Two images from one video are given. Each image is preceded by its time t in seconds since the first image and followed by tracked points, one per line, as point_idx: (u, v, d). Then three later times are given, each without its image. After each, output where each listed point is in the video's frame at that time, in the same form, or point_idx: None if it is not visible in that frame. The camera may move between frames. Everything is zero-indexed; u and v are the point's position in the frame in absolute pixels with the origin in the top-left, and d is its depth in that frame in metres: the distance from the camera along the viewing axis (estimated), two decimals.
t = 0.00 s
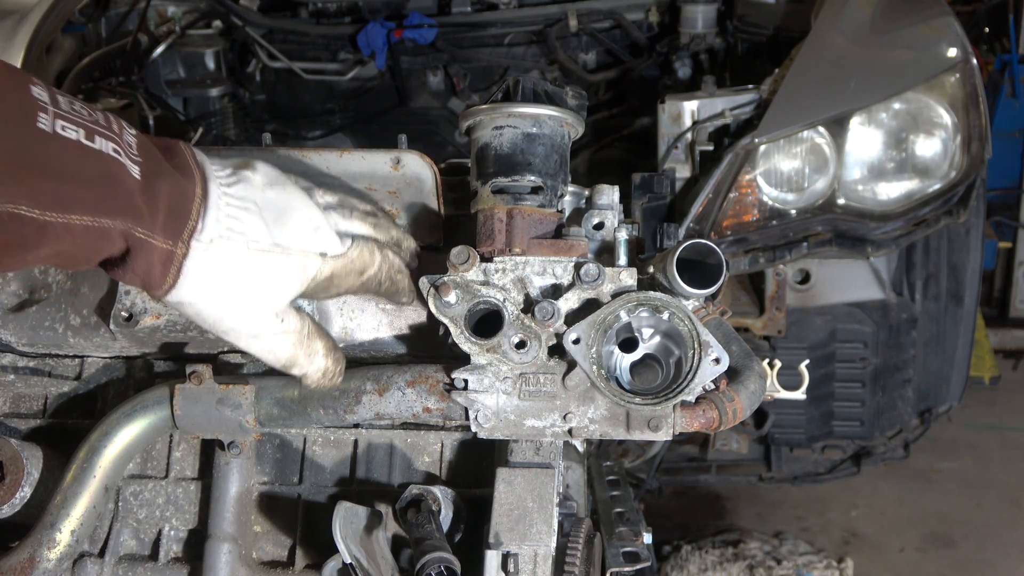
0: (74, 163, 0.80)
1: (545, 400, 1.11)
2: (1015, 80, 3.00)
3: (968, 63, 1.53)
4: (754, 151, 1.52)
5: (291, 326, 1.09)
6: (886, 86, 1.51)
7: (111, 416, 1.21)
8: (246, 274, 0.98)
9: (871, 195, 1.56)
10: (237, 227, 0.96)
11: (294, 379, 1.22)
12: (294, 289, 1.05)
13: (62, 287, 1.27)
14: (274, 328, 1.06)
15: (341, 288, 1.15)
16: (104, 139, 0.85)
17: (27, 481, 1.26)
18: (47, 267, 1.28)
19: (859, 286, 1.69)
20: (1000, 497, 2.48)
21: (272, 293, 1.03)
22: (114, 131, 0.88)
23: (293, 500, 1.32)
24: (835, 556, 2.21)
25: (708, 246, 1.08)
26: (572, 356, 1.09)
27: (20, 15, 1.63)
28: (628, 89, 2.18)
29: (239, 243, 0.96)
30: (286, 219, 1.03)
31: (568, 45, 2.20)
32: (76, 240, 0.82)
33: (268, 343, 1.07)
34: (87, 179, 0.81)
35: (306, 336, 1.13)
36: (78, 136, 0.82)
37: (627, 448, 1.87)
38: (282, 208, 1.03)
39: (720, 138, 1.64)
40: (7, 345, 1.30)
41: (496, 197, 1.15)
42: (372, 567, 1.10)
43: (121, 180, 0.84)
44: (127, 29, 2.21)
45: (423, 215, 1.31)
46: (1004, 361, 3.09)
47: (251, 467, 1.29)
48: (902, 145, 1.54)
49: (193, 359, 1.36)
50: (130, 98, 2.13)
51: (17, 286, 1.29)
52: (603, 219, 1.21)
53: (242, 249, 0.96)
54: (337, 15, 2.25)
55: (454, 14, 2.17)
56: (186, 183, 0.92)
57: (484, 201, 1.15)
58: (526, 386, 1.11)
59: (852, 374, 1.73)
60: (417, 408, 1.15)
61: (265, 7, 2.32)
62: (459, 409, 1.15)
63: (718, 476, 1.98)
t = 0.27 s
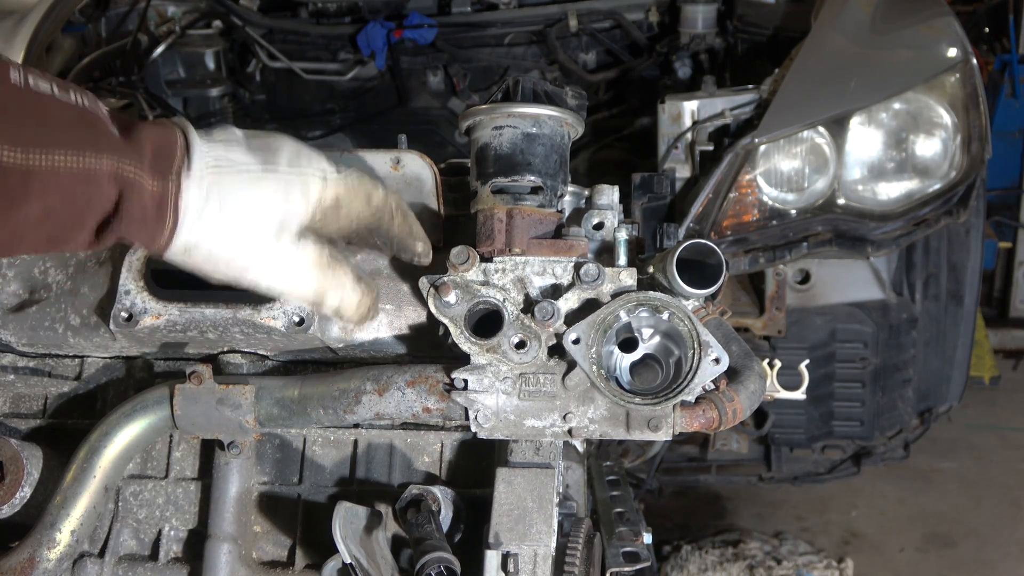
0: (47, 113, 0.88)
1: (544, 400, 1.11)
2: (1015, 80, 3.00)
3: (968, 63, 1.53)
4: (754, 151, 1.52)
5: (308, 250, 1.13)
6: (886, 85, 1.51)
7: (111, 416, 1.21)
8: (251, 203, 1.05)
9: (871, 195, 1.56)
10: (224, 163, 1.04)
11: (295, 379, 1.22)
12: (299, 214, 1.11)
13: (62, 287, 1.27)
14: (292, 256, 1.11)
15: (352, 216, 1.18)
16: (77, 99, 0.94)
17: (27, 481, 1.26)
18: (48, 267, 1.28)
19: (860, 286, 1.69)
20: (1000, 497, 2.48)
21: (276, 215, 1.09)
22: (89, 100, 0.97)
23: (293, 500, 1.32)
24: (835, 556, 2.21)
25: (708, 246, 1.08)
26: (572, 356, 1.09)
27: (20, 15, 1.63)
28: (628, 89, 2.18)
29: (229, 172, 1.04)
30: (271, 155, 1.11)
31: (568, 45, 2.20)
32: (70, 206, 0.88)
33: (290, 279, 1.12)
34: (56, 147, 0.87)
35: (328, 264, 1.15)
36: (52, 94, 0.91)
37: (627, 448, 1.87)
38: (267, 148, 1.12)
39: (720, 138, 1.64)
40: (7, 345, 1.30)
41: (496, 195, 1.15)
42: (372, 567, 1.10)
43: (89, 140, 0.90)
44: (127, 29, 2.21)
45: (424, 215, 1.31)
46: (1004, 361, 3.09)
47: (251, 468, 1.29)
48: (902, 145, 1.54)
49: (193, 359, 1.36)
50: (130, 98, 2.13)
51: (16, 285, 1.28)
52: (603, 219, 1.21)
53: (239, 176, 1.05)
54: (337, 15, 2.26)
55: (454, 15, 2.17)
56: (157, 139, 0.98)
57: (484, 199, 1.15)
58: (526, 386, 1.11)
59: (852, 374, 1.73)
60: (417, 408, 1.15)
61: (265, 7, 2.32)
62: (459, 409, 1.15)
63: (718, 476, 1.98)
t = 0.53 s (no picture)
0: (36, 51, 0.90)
1: (545, 400, 1.11)
2: (1015, 80, 3.00)
3: (968, 63, 1.53)
4: (754, 152, 1.52)
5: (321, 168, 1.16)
6: (887, 85, 1.51)
7: (111, 416, 1.21)
8: (240, 117, 1.03)
9: (871, 195, 1.56)
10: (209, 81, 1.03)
11: (294, 379, 1.22)
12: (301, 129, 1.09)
13: (62, 287, 1.27)
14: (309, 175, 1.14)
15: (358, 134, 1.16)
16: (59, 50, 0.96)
17: (27, 481, 1.26)
18: (48, 268, 1.28)
19: (860, 286, 1.69)
20: (1000, 497, 2.48)
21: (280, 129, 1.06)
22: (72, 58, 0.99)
23: (293, 500, 1.32)
24: (835, 555, 2.21)
25: (707, 246, 1.08)
26: (572, 356, 1.09)
27: (20, 16, 1.63)
28: (628, 89, 2.18)
29: (216, 86, 1.03)
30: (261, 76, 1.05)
31: (568, 45, 2.20)
32: (68, 156, 0.88)
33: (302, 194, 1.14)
34: (37, 102, 0.86)
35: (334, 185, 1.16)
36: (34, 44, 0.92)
37: (627, 448, 1.87)
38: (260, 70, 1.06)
39: (720, 138, 1.64)
40: (7, 345, 1.30)
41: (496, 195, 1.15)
42: (371, 567, 1.10)
43: (64, 85, 0.88)
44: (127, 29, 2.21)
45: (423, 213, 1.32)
46: (1004, 361, 3.09)
47: (251, 468, 1.29)
48: (902, 145, 1.54)
49: (193, 359, 1.36)
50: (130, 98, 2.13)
51: (16, 286, 1.29)
52: (603, 219, 1.21)
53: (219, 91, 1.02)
54: (337, 15, 2.26)
55: (454, 15, 2.17)
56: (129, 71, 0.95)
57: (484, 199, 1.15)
58: (526, 386, 1.11)
59: (852, 374, 1.73)
60: (417, 408, 1.15)
61: (265, 7, 2.32)
62: (459, 409, 1.15)
63: (718, 476, 1.98)
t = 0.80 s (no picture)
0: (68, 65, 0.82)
1: (544, 399, 1.11)
2: (1015, 80, 3.00)
3: (968, 63, 1.53)
4: (754, 151, 1.52)
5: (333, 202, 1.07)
6: (887, 85, 1.51)
7: (111, 416, 1.21)
8: (272, 148, 0.91)
9: (871, 195, 1.56)
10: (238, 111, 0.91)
11: (294, 379, 1.22)
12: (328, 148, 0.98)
13: (62, 287, 1.27)
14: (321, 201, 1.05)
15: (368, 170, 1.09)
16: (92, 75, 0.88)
17: (27, 481, 1.26)
18: (48, 267, 1.28)
19: (859, 286, 1.69)
20: (1000, 497, 2.47)
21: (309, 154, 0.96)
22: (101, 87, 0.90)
23: (293, 500, 1.32)
24: (835, 555, 2.21)
25: (707, 246, 1.08)
26: (572, 356, 1.09)
27: (20, 15, 1.63)
28: (628, 89, 2.18)
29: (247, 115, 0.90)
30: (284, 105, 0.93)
31: (568, 45, 2.20)
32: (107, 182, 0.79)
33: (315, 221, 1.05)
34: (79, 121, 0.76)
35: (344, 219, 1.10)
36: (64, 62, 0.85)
37: (627, 448, 1.87)
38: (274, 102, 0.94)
39: (720, 138, 1.64)
40: (7, 345, 1.30)
41: (497, 195, 1.15)
42: (372, 567, 1.10)
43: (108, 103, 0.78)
44: (127, 29, 2.21)
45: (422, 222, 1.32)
46: (1004, 361, 3.09)
47: (251, 468, 1.29)
48: (902, 145, 1.55)
49: (193, 359, 1.37)
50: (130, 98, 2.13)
51: (16, 286, 1.28)
52: (603, 219, 1.21)
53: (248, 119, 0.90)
54: (337, 15, 2.26)
55: (454, 15, 2.17)
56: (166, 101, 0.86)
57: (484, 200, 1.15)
58: (526, 386, 1.11)
59: (852, 374, 1.73)
60: (417, 408, 1.15)
61: (265, 7, 2.32)
62: (459, 409, 1.15)
63: (718, 476, 1.98)
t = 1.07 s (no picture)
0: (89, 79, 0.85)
1: (544, 399, 1.11)
2: (1015, 80, 3.00)
3: (968, 63, 1.53)
4: (754, 151, 1.52)
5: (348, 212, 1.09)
6: (886, 85, 1.51)
7: (111, 416, 1.21)
8: (287, 168, 0.95)
9: (871, 195, 1.56)
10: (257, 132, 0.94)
11: (294, 379, 1.22)
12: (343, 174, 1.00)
13: (61, 287, 1.27)
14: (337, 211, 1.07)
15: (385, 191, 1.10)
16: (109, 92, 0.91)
17: (27, 481, 1.25)
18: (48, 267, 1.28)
19: (859, 286, 1.69)
20: (1000, 497, 2.47)
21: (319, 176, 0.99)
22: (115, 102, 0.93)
23: (293, 500, 1.32)
24: (835, 555, 2.21)
25: (707, 246, 1.08)
26: (572, 356, 1.09)
27: (20, 15, 1.63)
28: (628, 89, 2.18)
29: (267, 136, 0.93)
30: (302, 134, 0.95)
31: (568, 45, 2.20)
32: (130, 196, 0.81)
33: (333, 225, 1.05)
34: (101, 135, 0.79)
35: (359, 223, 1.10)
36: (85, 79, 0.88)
37: (627, 448, 1.87)
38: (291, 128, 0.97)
39: (720, 138, 1.64)
40: (7, 345, 1.30)
41: (497, 196, 1.15)
42: (372, 567, 1.10)
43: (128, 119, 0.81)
44: (127, 29, 2.21)
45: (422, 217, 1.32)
46: (1004, 361, 3.09)
47: (251, 468, 1.29)
48: (901, 145, 1.55)
49: (192, 359, 1.37)
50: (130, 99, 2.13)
51: (16, 286, 1.28)
52: (603, 219, 1.21)
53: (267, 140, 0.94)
54: (337, 15, 2.26)
55: (454, 15, 2.17)
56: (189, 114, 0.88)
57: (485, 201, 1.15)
58: (526, 386, 1.11)
59: (852, 374, 1.73)
60: (417, 408, 1.15)
61: (265, 7, 2.32)
62: (459, 409, 1.15)
63: (718, 476, 1.98)
